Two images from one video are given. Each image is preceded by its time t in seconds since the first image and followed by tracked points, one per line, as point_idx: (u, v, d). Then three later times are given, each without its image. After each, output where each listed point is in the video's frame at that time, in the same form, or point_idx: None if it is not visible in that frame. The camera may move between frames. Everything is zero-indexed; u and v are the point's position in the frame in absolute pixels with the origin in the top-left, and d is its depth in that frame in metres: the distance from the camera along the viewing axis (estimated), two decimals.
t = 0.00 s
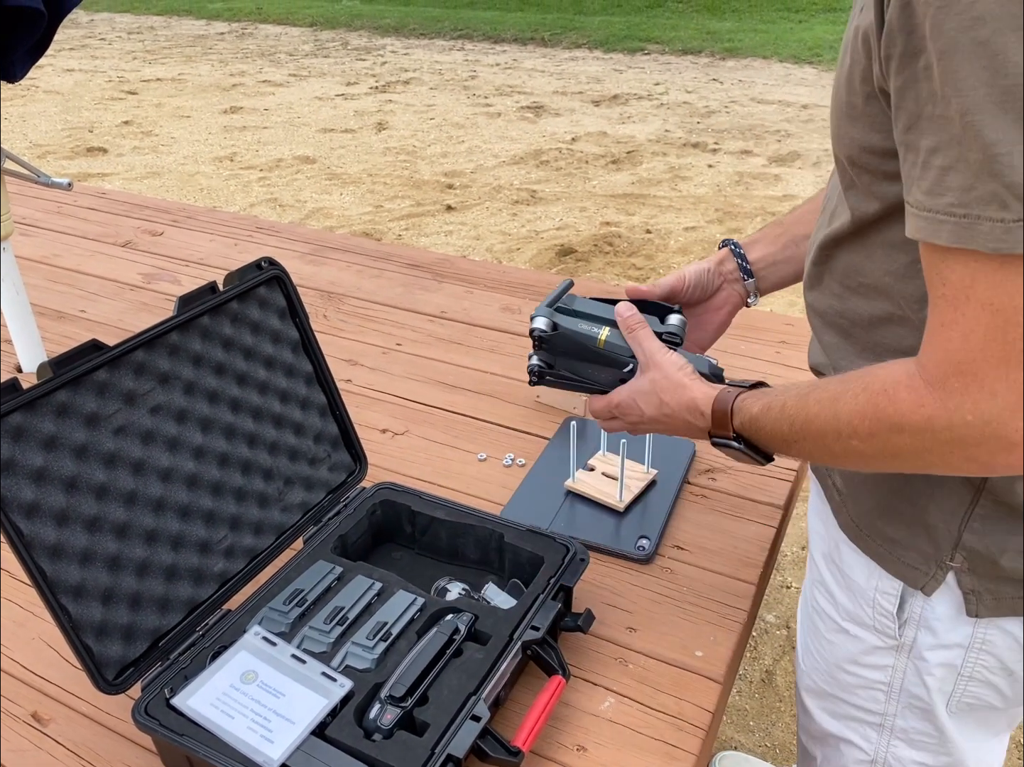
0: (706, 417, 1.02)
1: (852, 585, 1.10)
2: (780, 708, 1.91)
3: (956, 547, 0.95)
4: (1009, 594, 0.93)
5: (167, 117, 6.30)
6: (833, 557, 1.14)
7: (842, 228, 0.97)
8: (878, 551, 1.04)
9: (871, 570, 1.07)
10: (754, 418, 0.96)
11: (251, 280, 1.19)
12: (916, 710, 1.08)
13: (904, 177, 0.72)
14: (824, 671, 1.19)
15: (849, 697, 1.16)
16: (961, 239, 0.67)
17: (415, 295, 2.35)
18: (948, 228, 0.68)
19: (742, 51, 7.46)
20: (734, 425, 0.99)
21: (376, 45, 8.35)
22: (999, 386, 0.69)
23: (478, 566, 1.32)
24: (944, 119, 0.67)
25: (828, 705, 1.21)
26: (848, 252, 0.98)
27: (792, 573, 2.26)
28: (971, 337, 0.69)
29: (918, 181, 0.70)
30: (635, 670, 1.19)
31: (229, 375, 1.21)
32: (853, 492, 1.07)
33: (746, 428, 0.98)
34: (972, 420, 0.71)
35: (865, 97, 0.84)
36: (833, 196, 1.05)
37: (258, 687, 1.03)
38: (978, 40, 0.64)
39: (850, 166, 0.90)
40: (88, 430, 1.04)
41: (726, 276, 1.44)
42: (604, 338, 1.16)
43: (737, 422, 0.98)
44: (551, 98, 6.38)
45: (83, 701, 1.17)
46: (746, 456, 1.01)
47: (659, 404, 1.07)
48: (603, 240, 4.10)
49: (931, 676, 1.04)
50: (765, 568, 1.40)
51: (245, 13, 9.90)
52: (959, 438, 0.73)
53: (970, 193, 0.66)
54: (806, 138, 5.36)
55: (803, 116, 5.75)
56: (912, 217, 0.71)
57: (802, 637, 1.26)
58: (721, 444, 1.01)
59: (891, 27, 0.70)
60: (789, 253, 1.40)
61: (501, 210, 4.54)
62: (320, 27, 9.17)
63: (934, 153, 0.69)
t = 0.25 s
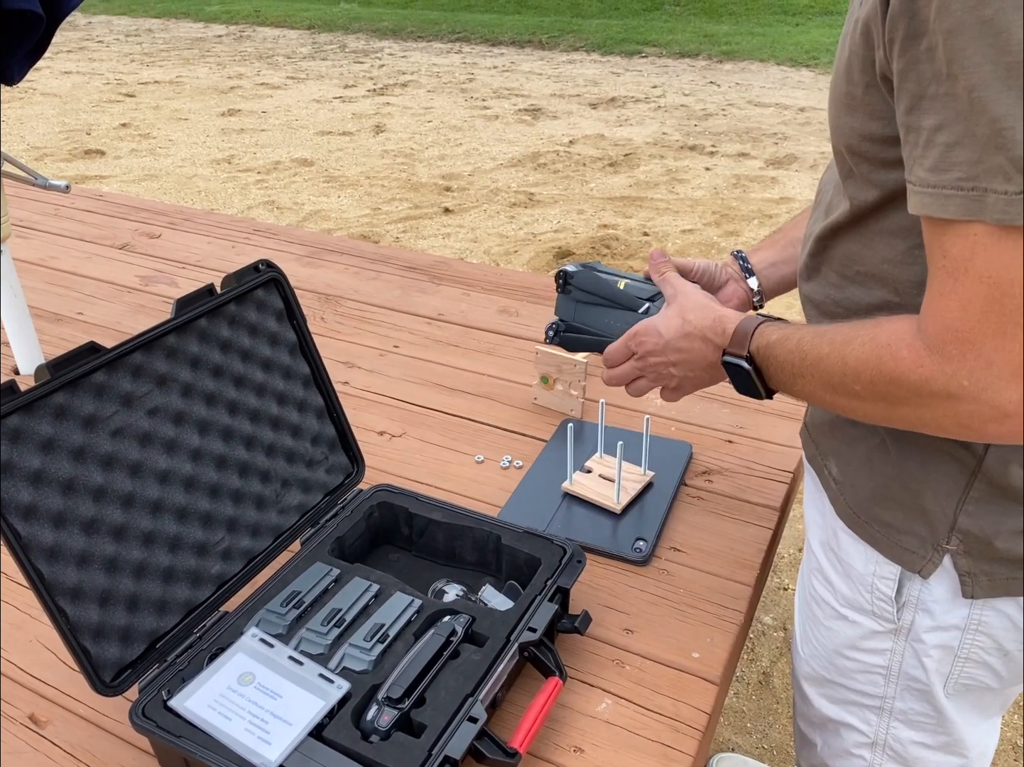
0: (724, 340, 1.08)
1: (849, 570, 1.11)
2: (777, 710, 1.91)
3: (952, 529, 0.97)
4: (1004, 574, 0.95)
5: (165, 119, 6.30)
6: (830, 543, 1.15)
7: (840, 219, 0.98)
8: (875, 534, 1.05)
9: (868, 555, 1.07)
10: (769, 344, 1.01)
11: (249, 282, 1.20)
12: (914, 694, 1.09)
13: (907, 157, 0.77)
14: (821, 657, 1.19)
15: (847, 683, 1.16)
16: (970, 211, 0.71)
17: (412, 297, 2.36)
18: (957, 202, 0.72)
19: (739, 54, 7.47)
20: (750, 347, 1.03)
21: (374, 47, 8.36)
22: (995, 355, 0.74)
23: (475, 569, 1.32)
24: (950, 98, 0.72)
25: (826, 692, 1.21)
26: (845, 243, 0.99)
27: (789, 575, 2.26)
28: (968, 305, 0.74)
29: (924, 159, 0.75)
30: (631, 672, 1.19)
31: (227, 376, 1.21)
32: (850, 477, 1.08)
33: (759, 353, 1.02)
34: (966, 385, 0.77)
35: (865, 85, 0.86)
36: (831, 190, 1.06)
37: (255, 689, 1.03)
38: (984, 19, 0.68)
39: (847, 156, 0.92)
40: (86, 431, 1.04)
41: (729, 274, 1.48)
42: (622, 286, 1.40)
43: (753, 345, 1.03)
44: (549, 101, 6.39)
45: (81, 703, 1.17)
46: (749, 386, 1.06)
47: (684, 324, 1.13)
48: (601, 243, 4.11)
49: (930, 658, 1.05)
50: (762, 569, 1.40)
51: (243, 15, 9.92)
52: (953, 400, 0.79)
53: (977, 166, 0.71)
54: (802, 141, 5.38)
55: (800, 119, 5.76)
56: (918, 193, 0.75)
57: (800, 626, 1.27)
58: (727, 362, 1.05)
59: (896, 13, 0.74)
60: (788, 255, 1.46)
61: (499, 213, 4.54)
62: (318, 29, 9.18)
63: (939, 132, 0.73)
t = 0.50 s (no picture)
0: (725, 339, 1.08)
1: (848, 569, 1.11)
2: (774, 712, 1.92)
3: (951, 528, 0.97)
4: (1002, 572, 0.96)
5: (163, 121, 6.30)
6: (828, 542, 1.15)
7: (838, 221, 0.98)
8: (874, 533, 1.05)
9: (866, 554, 1.07)
10: (774, 345, 1.01)
11: (246, 284, 1.20)
12: (913, 692, 1.09)
13: (912, 160, 0.77)
14: (820, 657, 1.19)
15: (846, 682, 1.16)
16: (981, 212, 0.72)
17: (409, 299, 2.36)
18: (967, 203, 0.72)
19: (736, 57, 7.49)
20: (755, 346, 1.04)
21: (372, 50, 8.37)
22: (1016, 356, 0.73)
23: (471, 571, 1.32)
24: (960, 99, 0.72)
25: (824, 691, 1.21)
26: (843, 244, 0.99)
27: (786, 577, 2.27)
28: (987, 307, 0.73)
29: (931, 162, 0.75)
30: (627, 673, 1.19)
31: (224, 378, 1.21)
32: (848, 477, 1.08)
33: (765, 354, 1.02)
34: (986, 390, 0.76)
35: (865, 88, 0.87)
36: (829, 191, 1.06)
37: (251, 690, 1.03)
38: (996, 19, 0.69)
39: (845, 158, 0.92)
40: (82, 433, 1.04)
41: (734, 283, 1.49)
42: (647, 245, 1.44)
43: (757, 345, 1.03)
44: (547, 103, 6.40)
45: (76, 706, 1.17)
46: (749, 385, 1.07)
47: (681, 319, 1.12)
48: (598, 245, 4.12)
49: (929, 656, 1.05)
50: (758, 571, 1.41)
51: (241, 18, 9.93)
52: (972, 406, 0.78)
53: (988, 167, 0.71)
54: (799, 143, 5.39)
55: (797, 122, 5.77)
56: (927, 195, 0.75)
57: (798, 625, 1.27)
58: (730, 362, 1.06)
59: (901, 15, 0.75)
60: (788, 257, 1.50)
61: (497, 215, 4.55)
62: (316, 31, 9.18)
63: (948, 134, 0.73)
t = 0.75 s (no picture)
0: (718, 356, 1.08)
1: (842, 573, 1.12)
2: (771, 714, 1.92)
3: (943, 534, 0.97)
4: (995, 578, 0.96)
5: (160, 124, 6.30)
6: (822, 547, 1.15)
7: (835, 228, 0.98)
8: (867, 538, 1.05)
9: (860, 559, 1.08)
10: (769, 362, 1.00)
11: (242, 286, 1.20)
12: (906, 697, 1.10)
13: (907, 172, 0.77)
14: (814, 660, 1.20)
15: (840, 686, 1.17)
16: (978, 224, 0.72)
17: (407, 302, 2.36)
18: (964, 214, 0.72)
19: (734, 60, 7.51)
20: (749, 363, 1.03)
21: (370, 53, 8.38)
22: (1016, 368, 0.73)
23: (467, 574, 1.32)
24: (957, 112, 0.72)
25: (819, 695, 1.22)
26: (839, 250, 1.00)
27: (782, 579, 2.27)
28: (987, 319, 0.73)
29: (927, 174, 0.75)
30: (624, 675, 1.20)
31: (220, 381, 1.22)
32: (843, 481, 1.09)
33: (760, 370, 1.02)
34: (986, 403, 0.76)
35: (860, 96, 0.87)
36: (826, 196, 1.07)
37: (246, 693, 1.03)
38: (993, 32, 0.69)
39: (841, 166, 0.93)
40: (79, 436, 1.04)
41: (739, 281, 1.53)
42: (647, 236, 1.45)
43: (751, 362, 1.03)
44: (544, 106, 6.41)
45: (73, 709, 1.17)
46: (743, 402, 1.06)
47: (670, 339, 1.14)
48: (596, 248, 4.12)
49: (922, 662, 1.05)
50: (754, 573, 1.41)
51: (239, 21, 9.93)
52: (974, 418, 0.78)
53: (986, 179, 0.71)
54: (796, 146, 5.40)
55: (794, 125, 5.79)
56: (923, 207, 0.75)
57: (793, 628, 1.27)
58: (723, 379, 1.06)
59: (897, 28, 0.75)
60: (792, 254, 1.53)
61: (494, 218, 4.55)
62: (314, 34, 9.19)
63: (943, 145, 0.74)
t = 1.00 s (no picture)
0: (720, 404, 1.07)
1: (841, 576, 1.12)
2: (769, 716, 1.92)
3: (942, 538, 0.97)
4: (994, 583, 0.96)
5: (159, 126, 6.31)
6: (822, 550, 1.16)
7: (840, 233, 0.99)
8: (866, 542, 1.06)
9: (859, 562, 1.09)
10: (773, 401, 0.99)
11: (241, 288, 1.20)
12: (904, 701, 1.10)
13: (914, 184, 0.77)
14: (813, 663, 1.20)
15: (838, 689, 1.17)
16: (987, 235, 0.71)
17: (405, 303, 2.36)
18: (973, 225, 0.71)
19: (732, 63, 7.52)
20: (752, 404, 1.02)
21: (369, 55, 8.39)
22: None
23: (466, 576, 1.33)
24: (964, 122, 0.71)
25: (817, 697, 1.22)
26: (844, 254, 1.00)
27: (780, 581, 2.27)
28: (1001, 330, 0.72)
29: (934, 185, 0.74)
30: (622, 676, 1.20)
31: (219, 382, 1.22)
32: (842, 485, 1.09)
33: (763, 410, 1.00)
34: (1003, 418, 0.74)
35: (867, 103, 0.87)
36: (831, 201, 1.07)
37: (246, 694, 1.03)
38: (1000, 41, 0.68)
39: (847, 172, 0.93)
40: (78, 437, 1.04)
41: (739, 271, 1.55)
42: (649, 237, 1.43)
43: (755, 402, 1.01)
44: (542, 108, 6.42)
45: (72, 709, 1.17)
46: (750, 446, 1.04)
47: (670, 393, 1.12)
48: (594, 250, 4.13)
49: (920, 666, 1.06)
50: (752, 574, 1.41)
51: (237, 23, 9.94)
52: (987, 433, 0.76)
53: (994, 189, 0.70)
54: (794, 149, 5.42)
55: (791, 127, 5.80)
56: (931, 219, 0.75)
57: (792, 631, 1.27)
58: (728, 424, 1.03)
59: (901, 38, 0.74)
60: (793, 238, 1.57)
61: (492, 220, 4.56)
62: (312, 37, 9.20)
63: (949, 156, 0.73)
